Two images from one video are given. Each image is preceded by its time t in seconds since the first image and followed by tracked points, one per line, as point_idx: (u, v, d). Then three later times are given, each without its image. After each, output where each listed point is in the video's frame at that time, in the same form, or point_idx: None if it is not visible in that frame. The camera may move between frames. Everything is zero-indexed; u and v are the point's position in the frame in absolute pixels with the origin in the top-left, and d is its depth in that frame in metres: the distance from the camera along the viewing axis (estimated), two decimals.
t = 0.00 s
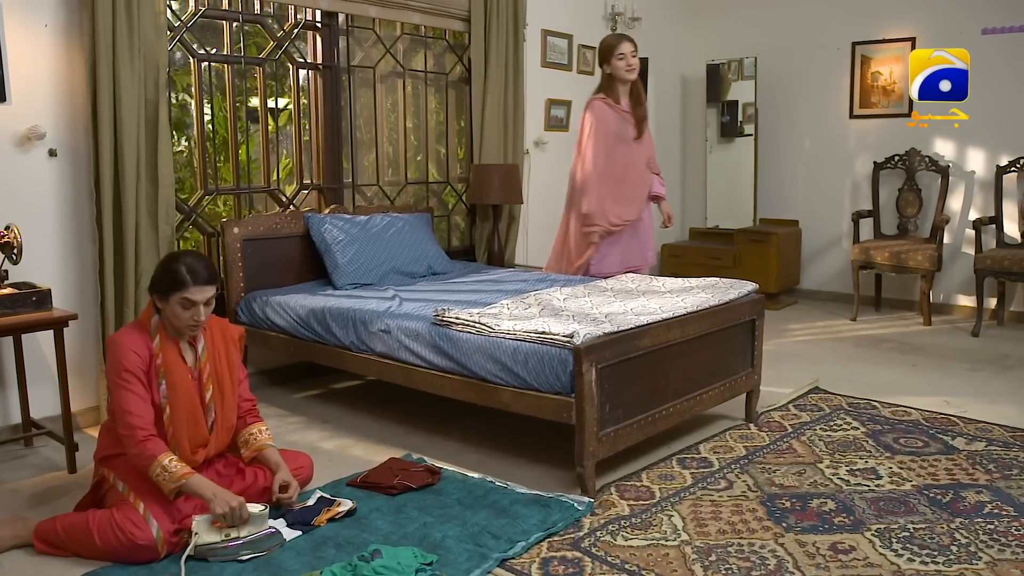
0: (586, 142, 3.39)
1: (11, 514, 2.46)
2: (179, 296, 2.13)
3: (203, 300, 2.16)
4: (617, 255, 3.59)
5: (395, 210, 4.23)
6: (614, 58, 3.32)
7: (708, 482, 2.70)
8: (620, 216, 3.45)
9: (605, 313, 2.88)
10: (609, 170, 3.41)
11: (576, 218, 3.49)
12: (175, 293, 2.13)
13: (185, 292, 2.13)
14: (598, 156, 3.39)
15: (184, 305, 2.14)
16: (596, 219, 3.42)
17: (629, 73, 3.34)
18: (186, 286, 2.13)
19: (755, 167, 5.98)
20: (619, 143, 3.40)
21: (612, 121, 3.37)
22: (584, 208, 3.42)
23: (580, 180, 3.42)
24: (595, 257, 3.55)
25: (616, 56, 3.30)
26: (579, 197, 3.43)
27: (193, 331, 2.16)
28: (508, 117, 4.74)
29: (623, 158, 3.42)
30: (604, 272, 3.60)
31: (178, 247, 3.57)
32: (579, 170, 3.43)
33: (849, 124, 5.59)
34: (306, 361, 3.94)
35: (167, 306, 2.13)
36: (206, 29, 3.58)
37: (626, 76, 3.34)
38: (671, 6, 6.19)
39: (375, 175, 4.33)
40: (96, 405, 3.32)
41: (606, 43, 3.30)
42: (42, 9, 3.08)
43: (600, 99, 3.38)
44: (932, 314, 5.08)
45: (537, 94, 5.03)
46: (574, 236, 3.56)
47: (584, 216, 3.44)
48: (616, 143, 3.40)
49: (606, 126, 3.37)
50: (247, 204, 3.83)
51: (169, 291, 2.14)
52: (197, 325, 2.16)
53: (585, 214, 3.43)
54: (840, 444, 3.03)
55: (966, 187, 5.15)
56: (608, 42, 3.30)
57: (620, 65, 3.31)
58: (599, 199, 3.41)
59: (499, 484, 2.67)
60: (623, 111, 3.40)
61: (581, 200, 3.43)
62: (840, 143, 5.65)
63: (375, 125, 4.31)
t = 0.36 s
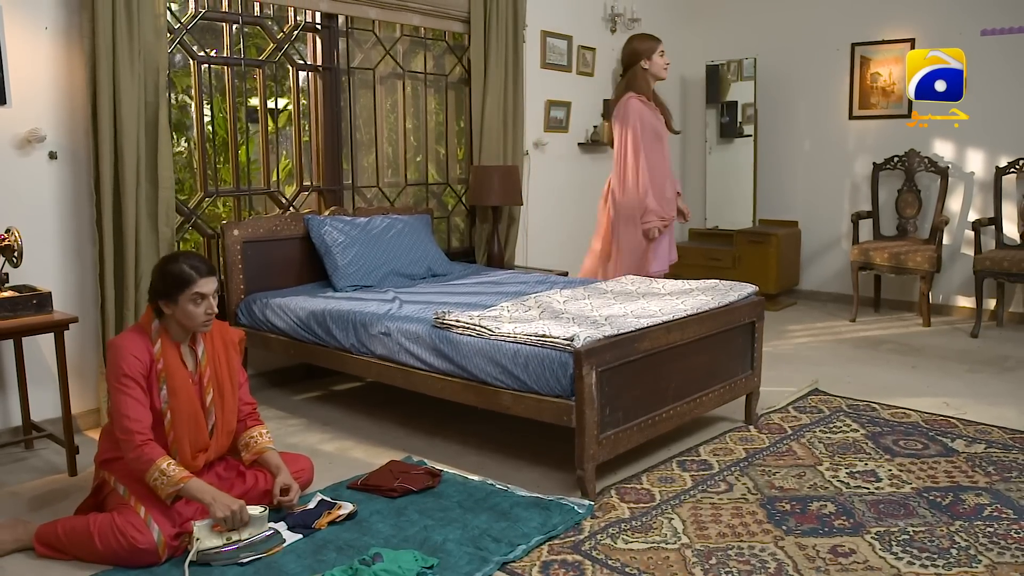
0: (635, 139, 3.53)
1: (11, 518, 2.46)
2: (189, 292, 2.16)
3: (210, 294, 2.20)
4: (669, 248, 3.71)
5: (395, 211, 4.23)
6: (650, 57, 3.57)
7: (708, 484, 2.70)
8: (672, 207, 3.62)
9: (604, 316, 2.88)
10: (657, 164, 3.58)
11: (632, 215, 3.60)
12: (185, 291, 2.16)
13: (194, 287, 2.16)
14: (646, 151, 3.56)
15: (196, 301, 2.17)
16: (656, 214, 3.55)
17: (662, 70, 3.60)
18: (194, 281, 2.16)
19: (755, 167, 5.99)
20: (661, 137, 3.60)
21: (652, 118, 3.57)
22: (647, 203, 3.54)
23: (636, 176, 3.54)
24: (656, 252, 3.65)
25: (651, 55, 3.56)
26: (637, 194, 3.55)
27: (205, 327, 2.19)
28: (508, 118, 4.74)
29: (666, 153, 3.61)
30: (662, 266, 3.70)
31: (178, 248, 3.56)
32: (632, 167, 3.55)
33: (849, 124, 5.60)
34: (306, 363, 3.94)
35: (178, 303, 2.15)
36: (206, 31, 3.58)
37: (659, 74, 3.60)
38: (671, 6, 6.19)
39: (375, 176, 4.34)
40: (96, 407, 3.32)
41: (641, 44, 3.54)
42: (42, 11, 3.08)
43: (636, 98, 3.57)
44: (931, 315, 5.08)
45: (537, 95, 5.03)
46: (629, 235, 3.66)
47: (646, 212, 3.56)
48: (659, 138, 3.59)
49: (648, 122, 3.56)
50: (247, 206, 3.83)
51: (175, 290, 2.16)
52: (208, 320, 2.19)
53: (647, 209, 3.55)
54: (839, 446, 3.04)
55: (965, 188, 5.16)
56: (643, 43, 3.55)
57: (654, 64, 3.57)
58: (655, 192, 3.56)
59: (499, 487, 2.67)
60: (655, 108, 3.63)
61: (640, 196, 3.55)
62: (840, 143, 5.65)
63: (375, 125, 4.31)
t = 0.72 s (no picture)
0: (640, 141, 3.56)
1: (12, 521, 2.46)
2: (190, 292, 2.17)
3: (211, 295, 2.21)
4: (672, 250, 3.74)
5: (396, 213, 4.23)
6: (652, 60, 3.62)
7: (708, 487, 2.70)
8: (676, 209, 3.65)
9: (605, 318, 2.89)
10: (661, 166, 3.62)
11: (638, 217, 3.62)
12: (186, 291, 2.17)
13: (195, 287, 2.18)
14: (650, 153, 3.59)
15: (197, 301, 2.18)
16: (662, 217, 3.59)
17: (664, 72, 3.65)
18: (194, 281, 2.18)
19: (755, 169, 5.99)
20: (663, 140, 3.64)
21: (656, 120, 3.61)
22: (655, 205, 3.56)
23: (642, 177, 3.57)
24: (661, 253, 3.68)
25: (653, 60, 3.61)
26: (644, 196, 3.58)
27: (206, 327, 2.20)
28: (508, 118, 4.74)
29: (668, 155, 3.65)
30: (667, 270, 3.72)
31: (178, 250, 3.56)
32: (637, 169, 3.58)
33: (849, 125, 5.60)
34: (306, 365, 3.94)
35: (180, 304, 2.16)
36: (206, 33, 3.58)
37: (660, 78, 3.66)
38: (671, 7, 6.19)
39: (375, 178, 4.34)
40: (97, 410, 3.32)
41: (644, 47, 3.60)
42: (43, 14, 3.08)
43: (638, 100, 3.61)
44: (931, 316, 5.09)
45: (537, 96, 5.04)
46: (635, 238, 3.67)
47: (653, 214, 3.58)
48: (661, 140, 3.63)
49: (652, 123, 3.60)
50: (247, 207, 3.83)
51: (176, 292, 2.16)
52: (209, 320, 2.20)
53: (654, 211, 3.57)
54: (840, 448, 3.04)
55: (965, 189, 5.16)
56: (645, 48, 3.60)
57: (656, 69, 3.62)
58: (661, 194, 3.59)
59: (500, 489, 2.67)
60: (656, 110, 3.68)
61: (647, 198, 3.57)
62: (840, 144, 5.65)
63: (375, 126, 4.31)
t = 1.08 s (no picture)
0: (621, 144, 3.55)
1: (13, 524, 2.47)
2: (189, 294, 2.18)
3: (211, 297, 2.22)
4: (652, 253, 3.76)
5: (396, 214, 4.24)
6: (643, 62, 3.56)
7: (709, 489, 2.71)
8: (655, 213, 3.65)
9: (606, 320, 2.89)
10: (641, 169, 3.61)
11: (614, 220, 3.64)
12: (186, 294, 2.18)
13: (195, 289, 2.19)
14: (631, 156, 3.58)
15: (198, 303, 2.19)
16: (638, 221, 3.60)
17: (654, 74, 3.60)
18: (194, 282, 2.20)
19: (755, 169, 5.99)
20: (647, 143, 3.61)
21: (639, 123, 3.58)
22: (631, 210, 3.58)
23: (619, 181, 3.58)
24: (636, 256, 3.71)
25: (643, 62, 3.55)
26: (621, 199, 3.59)
27: (207, 330, 2.21)
28: (508, 119, 4.75)
29: (652, 158, 3.63)
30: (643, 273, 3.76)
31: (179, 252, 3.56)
32: (615, 172, 3.59)
33: (849, 126, 5.60)
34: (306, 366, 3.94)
35: (180, 307, 2.17)
36: (207, 34, 3.58)
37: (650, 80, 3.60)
38: (671, 8, 6.19)
39: (376, 179, 4.34)
40: (98, 411, 3.32)
41: (635, 47, 3.52)
42: (44, 16, 3.08)
43: (624, 101, 3.58)
44: (931, 317, 5.09)
45: (537, 97, 5.04)
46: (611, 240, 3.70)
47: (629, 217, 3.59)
48: (645, 143, 3.60)
49: (635, 126, 3.57)
50: (248, 209, 3.84)
51: (176, 295, 2.18)
52: (210, 322, 2.21)
53: (630, 215, 3.59)
54: (840, 450, 3.05)
55: (965, 190, 5.17)
56: (635, 48, 3.53)
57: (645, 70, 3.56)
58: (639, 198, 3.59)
59: (501, 491, 2.68)
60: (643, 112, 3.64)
61: (624, 202, 3.58)
62: (840, 145, 5.66)
63: (376, 126, 4.31)
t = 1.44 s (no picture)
0: (609, 146, 3.61)
1: (15, 526, 2.47)
2: (185, 297, 2.18)
3: (208, 300, 2.22)
4: (640, 255, 3.80)
5: (396, 215, 4.24)
6: (633, 64, 3.62)
7: (709, 491, 2.71)
8: (644, 216, 3.70)
9: (606, 322, 2.89)
10: (630, 172, 3.66)
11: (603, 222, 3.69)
12: (182, 297, 2.18)
13: (191, 292, 2.19)
14: (619, 157, 3.64)
15: (195, 305, 2.20)
16: (627, 224, 3.66)
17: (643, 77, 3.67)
18: (190, 286, 2.19)
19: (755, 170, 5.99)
20: (635, 145, 3.67)
21: (628, 126, 3.64)
22: (618, 212, 3.63)
23: (608, 184, 3.64)
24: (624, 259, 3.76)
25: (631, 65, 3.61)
26: (610, 200, 3.65)
27: (205, 333, 2.21)
28: (509, 120, 4.75)
29: (640, 161, 3.69)
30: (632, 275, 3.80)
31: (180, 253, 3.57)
32: (604, 175, 3.65)
33: (849, 127, 5.60)
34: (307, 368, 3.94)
35: (177, 310, 2.17)
36: (208, 36, 3.58)
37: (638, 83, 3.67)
38: (671, 9, 6.19)
39: (376, 180, 4.34)
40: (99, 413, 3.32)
41: (627, 48, 3.59)
42: (44, 18, 3.08)
43: (614, 103, 3.64)
44: (931, 318, 5.09)
45: (538, 98, 5.04)
46: (599, 241, 3.74)
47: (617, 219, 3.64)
48: (633, 146, 3.67)
49: (623, 129, 3.64)
50: (248, 211, 3.84)
51: (172, 299, 2.18)
52: (207, 325, 2.21)
53: (618, 217, 3.65)
54: (840, 452, 3.05)
55: (965, 191, 5.17)
56: (623, 50, 3.60)
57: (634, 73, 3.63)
58: (627, 200, 3.65)
59: (501, 493, 2.68)
60: (633, 114, 3.71)
61: (613, 203, 3.64)
62: (840, 146, 5.66)
63: (376, 127, 4.31)
